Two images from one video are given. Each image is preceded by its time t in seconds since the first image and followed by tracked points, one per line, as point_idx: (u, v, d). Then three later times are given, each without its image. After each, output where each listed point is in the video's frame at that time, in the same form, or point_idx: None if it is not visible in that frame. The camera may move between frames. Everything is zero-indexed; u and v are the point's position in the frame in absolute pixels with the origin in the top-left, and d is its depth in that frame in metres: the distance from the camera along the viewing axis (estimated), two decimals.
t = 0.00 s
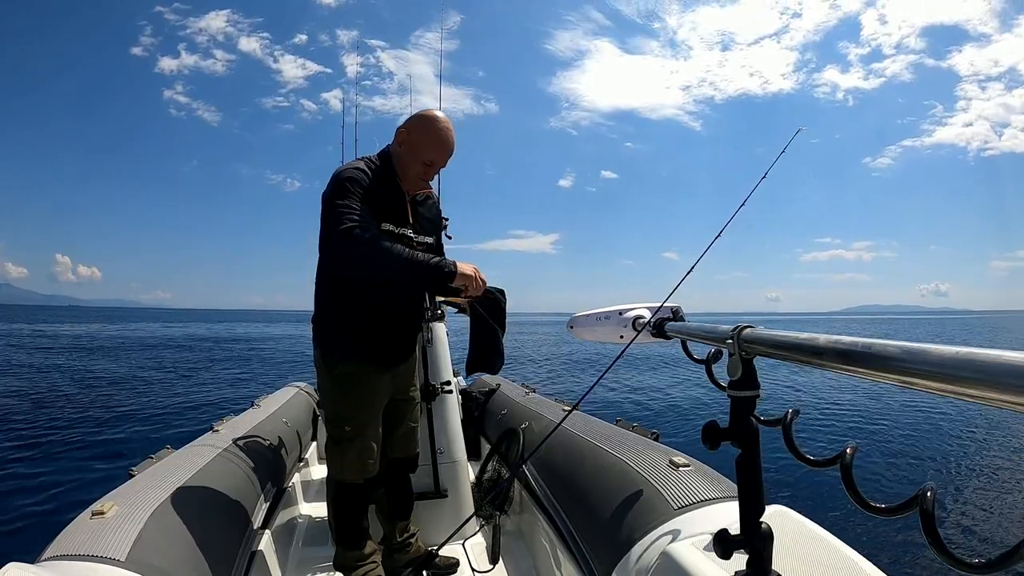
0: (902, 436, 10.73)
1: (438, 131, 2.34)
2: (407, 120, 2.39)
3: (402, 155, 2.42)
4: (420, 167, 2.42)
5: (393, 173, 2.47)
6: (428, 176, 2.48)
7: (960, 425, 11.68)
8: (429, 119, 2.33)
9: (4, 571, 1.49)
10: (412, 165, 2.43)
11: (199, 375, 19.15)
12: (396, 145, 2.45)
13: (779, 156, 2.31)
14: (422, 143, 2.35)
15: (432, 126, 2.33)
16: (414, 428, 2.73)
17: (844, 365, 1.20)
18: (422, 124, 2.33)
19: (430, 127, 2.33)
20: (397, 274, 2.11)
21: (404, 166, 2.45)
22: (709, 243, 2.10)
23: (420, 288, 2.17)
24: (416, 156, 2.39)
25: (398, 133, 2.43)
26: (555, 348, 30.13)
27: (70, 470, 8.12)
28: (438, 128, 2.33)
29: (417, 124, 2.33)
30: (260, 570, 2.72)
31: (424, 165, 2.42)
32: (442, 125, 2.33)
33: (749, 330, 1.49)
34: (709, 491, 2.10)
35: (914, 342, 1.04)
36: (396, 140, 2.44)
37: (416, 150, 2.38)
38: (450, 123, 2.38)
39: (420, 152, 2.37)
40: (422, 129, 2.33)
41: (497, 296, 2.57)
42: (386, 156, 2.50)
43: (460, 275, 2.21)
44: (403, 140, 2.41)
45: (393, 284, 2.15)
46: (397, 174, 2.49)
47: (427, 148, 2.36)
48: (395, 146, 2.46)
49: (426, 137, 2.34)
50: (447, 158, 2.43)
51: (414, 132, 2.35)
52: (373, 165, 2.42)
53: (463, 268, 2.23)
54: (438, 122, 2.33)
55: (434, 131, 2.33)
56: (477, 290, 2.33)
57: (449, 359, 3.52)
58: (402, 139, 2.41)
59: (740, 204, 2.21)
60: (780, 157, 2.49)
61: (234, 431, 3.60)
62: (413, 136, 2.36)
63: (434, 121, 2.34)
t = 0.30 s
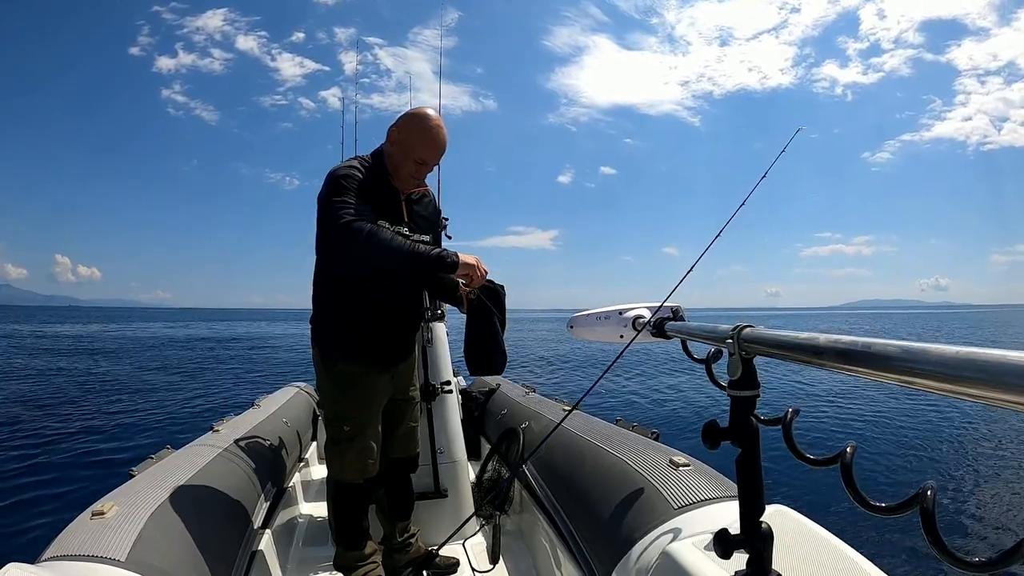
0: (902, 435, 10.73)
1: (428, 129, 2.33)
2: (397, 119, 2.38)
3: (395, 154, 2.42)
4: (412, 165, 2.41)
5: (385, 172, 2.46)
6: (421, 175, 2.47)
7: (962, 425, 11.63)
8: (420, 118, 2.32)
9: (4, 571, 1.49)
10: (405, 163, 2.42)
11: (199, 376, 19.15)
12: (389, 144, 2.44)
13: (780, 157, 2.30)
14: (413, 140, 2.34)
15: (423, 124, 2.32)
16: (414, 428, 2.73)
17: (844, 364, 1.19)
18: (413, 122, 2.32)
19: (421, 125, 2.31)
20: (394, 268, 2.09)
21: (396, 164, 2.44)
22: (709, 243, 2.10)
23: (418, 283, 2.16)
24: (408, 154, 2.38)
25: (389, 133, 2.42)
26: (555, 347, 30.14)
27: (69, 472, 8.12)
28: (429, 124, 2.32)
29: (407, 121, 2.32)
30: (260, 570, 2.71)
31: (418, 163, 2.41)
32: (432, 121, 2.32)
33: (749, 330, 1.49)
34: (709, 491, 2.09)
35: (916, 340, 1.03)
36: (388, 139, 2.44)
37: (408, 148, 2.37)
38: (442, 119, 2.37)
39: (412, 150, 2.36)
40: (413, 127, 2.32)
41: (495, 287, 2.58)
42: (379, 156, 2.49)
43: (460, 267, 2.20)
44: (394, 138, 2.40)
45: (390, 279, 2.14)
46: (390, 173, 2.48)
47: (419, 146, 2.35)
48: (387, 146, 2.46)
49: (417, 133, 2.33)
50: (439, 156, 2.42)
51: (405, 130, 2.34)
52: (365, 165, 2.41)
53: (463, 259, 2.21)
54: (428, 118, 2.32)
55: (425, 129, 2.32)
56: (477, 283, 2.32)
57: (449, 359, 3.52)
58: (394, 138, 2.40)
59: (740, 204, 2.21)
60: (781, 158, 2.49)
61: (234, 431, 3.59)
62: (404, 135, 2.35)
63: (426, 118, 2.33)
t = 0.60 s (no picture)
0: (902, 434, 10.74)
1: (426, 129, 2.32)
2: (397, 120, 2.38)
3: (393, 154, 2.41)
4: (411, 165, 2.41)
5: (384, 172, 2.46)
6: (421, 174, 2.46)
7: (964, 424, 11.60)
8: (419, 118, 2.32)
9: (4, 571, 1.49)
10: (404, 164, 2.41)
11: (199, 377, 19.14)
12: (387, 145, 2.43)
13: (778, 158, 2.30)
14: (411, 140, 2.33)
15: (422, 124, 2.31)
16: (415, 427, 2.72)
17: (845, 364, 1.19)
18: (411, 123, 2.32)
19: (420, 125, 2.31)
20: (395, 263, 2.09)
21: (395, 165, 2.44)
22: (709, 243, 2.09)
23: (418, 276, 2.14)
24: (407, 155, 2.38)
25: (388, 134, 2.42)
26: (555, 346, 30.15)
27: (69, 474, 8.12)
28: (428, 124, 2.32)
29: (405, 121, 2.31)
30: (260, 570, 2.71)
31: (416, 162, 2.40)
32: (430, 120, 2.31)
33: (748, 330, 1.49)
34: (709, 490, 2.09)
35: (916, 339, 1.03)
36: (386, 141, 2.44)
37: (407, 149, 2.37)
38: (441, 120, 2.36)
39: (411, 150, 2.35)
40: (412, 127, 2.31)
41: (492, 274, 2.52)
42: (378, 157, 2.49)
43: (459, 257, 2.18)
44: (393, 139, 2.40)
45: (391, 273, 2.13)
46: (389, 174, 2.48)
47: (417, 146, 2.34)
48: (386, 148, 2.46)
49: (413, 133, 2.32)
50: (437, 157, 2.41)
51: (403, 130, 2.33)
52: (364, 165, 2.41)
53: (463, 249, 2.21)
54: (426, 118, 2.32)
55: (424, 129, 2.31)
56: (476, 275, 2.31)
57: (448, 359, 3.51)
58: (392, 139, 2.40)
59: (739, 205, 2.21)
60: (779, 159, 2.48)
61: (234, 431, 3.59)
62: (403, 135, 2.35)
63: (424, 117, 2.33)
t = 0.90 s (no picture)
0: (902, 434, 10.75)
1: (427, 129, 2.33)
2: (397, 120, 2.38)
3: (394, 155, 2.42)
4: (412, 165, 2.41)
5: (386, 172, 2.47)
6: (422, 174, 2.47)
7: (960, 424, 11.66)
8: (419, 118, 2.32)
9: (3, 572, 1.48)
10: (405, 164, 2.42)
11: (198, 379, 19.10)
12: (388, 146, 2.44)
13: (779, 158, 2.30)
14: (411, 141, 2.34)
15: (423, 125, 2.32)
16: (417, 427, 2.72)
17: (845, 364, 1.19)
18: (412, 123, 2.32)
19: (420, 125, 2.31)
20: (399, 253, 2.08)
21: (396, 165, 2.44)
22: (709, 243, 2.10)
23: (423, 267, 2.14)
24: (408, 155, 2.38)
25: (389, 134, 2.42)
26: (555, 347, 30.14)
27: (69, 475, 8.11)
28: (429, 124, 2.32)
29: (405, 122, 2.32)
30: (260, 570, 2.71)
31: (417, 162, 2.40)
32: (431, 121, 2.32)
33: (748, 330, 1.49)
34: (709, 490, 2.09)
35: (914, 340, 1.03)
36: (387, 141, 2.44)
37: (407, 149, 2.37)
38: (440, 122, 2.36)
39: (411, 150, 2.36)
40: (412, 128, 2.32)
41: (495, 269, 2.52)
42: (378, 158, 2.49)
43: (462, 249, 2.18)
44: (394, 140, 2.40)
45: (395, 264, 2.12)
46: (390, 174, 2.48)
47: (417, 146, 2.34)
48: (387, 148, 2.46)
49: (413, 133, 2.33)
50: (438, 157, 2.41)
51: (404, 131, 2.34)
52: (366, 165, 2.41)
53: (466, 242, 2.21)
54: (427, 119, 2.32)
55: (425, 129, 2.32)
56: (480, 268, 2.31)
57: (448, 360, 3.51)
58: (393, 140, 2.40)
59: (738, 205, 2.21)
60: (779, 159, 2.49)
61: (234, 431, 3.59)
62: (403, 136, 2.35)
63: (424, 118, 2.33)
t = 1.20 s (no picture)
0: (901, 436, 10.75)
1: (436, 131, 2.34)
2: (405, 122, 2.40)
3: (403, 156, 2.43)
4: (421, 167, 2.42)
5: (394, 173, 2.48)
6: (430, 176, 2.48)
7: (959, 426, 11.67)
8: (428, 119, 2.34)
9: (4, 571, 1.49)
10: (414, 166, 2.42)
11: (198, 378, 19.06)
12: (396, 147, 2.45)
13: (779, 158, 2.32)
14: (420, 143, 2.35)
15: (431, 126, 2.34)
16: (419, 428, 2.72)
17: (843, 365, 1.20)
18: (421, 124, 2.34)
19: (428, 127, 2.33)
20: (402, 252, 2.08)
21: (404, 166, 2.45)
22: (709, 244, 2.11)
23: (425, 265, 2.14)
24: (416, 156, 2.39)
25: (397, 136, 2.44)
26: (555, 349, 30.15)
27: (68, 472, 8.11)
28: (437, 126, 2.34)
29: (414, 124, 2.33)
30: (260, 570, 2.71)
31: (426, 164, 2.41)
32: (440, 123, 2.34)
33: (748, 331, 1.50)
34: (709, 491, 2.10)
35: (912, 342, 1.04)
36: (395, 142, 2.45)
37: (415, 150, 2.38)
38: (449, 124, 2.38)
39: (420, 151, 2.37)
40: (420, 129, 2.33)
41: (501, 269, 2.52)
42: (386, 158, 2.50)
43: (465, 248, 2.19)
44: (403, 141, 2.41)
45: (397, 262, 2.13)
46: (398, 175, 2.49)
47: (426, 147, 2.36)
48: (395, 149, 2.47)
49: (422, 135, 2.34)
50: (446, 158, 2.43)
51: (412, 132, 2.35)
52: (374, 165, 2.42)
53: (469, 241, 2.23)
54: (436, 121, 2.34)
55: (433, 130, 2.33)
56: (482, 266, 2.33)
57: (449, 360, 3.52)
58: (401, 142, 2.42)
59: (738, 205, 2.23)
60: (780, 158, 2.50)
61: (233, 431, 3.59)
62: (412, 137, 2.36)
63: (432, 119, 2.35)
